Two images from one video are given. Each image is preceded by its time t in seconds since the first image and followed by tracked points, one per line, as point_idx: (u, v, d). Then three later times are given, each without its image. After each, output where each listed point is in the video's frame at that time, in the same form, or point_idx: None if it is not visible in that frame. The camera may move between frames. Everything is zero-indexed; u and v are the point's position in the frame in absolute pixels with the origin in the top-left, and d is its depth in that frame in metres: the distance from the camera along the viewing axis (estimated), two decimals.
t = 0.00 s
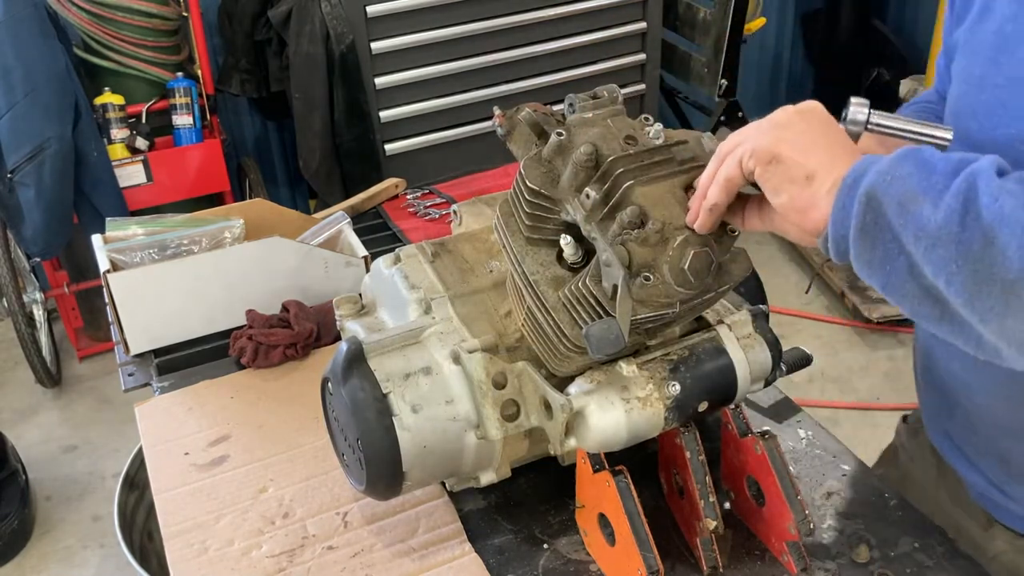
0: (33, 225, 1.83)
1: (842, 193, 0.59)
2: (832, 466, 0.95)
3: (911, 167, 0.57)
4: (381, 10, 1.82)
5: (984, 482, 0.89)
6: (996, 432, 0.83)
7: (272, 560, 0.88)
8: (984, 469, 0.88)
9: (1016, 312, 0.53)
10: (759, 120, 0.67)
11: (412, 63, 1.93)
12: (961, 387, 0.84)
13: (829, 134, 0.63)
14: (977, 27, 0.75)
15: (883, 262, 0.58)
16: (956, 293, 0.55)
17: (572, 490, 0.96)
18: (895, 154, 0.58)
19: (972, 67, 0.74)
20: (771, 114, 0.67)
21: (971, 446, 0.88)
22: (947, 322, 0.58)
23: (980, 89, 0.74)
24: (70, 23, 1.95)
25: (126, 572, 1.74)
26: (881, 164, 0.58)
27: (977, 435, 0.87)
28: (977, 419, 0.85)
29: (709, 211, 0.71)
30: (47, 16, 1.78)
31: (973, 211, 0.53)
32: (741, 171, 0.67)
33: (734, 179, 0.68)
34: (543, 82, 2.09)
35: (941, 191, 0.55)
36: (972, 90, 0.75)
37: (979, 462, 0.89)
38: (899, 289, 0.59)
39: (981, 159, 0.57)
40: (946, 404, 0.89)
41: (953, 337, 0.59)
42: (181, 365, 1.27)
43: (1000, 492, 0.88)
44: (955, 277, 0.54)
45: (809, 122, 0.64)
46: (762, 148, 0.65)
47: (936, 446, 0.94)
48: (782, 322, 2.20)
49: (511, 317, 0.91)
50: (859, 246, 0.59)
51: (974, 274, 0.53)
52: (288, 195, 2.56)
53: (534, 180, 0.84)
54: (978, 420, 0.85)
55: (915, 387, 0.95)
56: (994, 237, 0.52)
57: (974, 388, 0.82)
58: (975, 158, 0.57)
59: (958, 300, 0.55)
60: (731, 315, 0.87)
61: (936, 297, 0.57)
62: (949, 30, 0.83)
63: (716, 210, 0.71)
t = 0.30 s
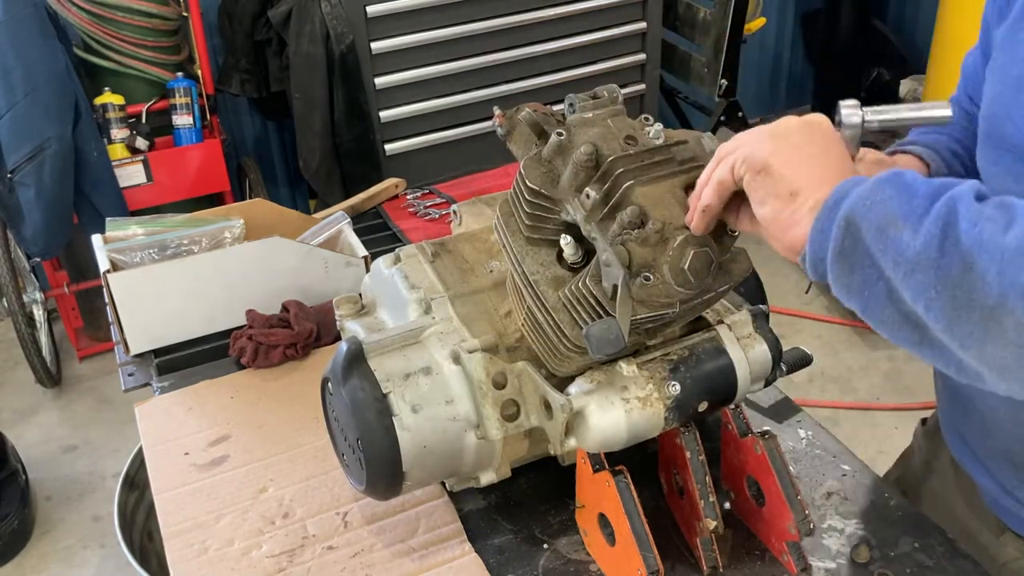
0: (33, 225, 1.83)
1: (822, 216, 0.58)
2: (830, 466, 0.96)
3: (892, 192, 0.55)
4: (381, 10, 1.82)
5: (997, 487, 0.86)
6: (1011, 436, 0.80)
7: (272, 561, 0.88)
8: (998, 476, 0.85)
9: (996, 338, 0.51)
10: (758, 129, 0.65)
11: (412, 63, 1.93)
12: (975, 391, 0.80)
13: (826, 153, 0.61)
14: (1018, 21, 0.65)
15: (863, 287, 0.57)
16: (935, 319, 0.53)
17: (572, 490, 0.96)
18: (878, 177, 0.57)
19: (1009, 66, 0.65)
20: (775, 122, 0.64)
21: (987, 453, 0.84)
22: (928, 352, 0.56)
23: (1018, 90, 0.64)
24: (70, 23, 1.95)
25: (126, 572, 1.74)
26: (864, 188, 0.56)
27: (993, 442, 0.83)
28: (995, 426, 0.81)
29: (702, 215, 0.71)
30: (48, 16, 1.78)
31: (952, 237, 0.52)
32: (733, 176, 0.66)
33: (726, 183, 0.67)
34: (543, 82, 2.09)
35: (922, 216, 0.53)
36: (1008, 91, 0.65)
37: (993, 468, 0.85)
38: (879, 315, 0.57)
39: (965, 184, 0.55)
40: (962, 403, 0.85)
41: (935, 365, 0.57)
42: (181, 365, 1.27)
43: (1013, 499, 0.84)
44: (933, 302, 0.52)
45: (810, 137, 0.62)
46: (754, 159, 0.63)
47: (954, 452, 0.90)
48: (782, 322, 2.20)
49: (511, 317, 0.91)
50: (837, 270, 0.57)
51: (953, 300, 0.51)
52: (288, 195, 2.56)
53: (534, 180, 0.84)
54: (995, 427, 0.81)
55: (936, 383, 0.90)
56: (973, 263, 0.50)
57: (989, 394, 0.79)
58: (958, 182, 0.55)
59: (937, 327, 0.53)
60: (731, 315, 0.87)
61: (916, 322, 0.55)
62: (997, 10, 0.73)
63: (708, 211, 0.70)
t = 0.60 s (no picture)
0: (33, 225, 1.83)
1: (799, 243, 0.53)
2: (831, 466, 0.96)
3: (869, 211, 0.50)
4: (381, 10, 1.82)
5: (999, 488, 0.85)
6: (1011, 436, 0.80)
7: (272, 560, 0.88)
8: (999, 478, 0.85)
9: (994, 366, 0.46)
10: (701, 160, 0.60)
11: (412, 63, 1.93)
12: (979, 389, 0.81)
13: (777, 169, 0.56)
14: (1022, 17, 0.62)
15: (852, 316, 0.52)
16: (925, 346, 0.48)
17: (572, 490, 0.96)
18: (852, 192, 0.51)
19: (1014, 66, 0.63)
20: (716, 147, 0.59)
21: (988, 452, 0.84)
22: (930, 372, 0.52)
23: None
24: (70, 23, 1.95)
25: (126, 572, 1.74)
26: (838, 209, 0.51)
27: (994, 442, 0.83)
28: (996, 425, 0.81)
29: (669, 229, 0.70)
30: (48, 16, 1.78)
31: (936, 259, 0.47)
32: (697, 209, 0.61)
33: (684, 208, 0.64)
34: (543, 82, 2.09)
35: (904, 237, 0.49)
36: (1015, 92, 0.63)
37: (995, 468, 0.85)
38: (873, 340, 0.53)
39: (949, 187, 0.49)
40: (967, 402, 0.85)
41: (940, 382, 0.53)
42: (180, 365, 1.27)
43: (1014, 501, 0.84)
44: (923, 331, 0.48)
45: (753, 159, 0.57)
46: (707, 202, 0.58)
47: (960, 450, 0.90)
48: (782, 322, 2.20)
49: (511, 317, 0.92)
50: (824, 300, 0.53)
51: (945, 326, 0.47)
52: (288, 195, 2.56)
53: (534, 180, 0.84)
54: (997, 427, 0.81)
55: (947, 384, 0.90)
56: (962, 287, 0.46)
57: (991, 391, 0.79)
58: (941, 185, 0.50)
59: (928, 354, 0.48)
60: (731, 315, 0.88)
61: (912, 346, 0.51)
62: None
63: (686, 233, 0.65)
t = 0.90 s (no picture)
0: (33, 225, 1.83)
1: (772, 207, 0.52)
2: (830, 466, 0.96)
3: (843, 174, 0.49)
4: (381, 10, 1.82)
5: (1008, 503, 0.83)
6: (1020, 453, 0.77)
7: (272, 560, 0.88)
8: (1007, 493, 0.82)
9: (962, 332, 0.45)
10: (677, 140, 0.61)
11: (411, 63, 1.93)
12: (984, 405, 0.78)
13: (748, 140, 0.56)
14: (1013, 29, 0.60)
15: (821, 280, 0.51)
16: (896, 312, 0.47)
17: (572, 490, 0.96)
18: (826, 155, 0.50)
19: (1005, 79, 0.61)
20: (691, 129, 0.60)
21: (994, 466, 0.82)
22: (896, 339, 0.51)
23: (1018, 105, 0.60)
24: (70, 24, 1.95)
25: (126, 572, 1.74)
26: (811, 172, 0.50)
27: (1000, 456, 0.80)
28: (1003, 441, 0.79)
29: (661, 223, 0.69)
30: (48, 16, 1.78)
31: (911, 223, 0.46)
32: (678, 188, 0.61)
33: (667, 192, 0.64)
34: (543, 82, 2.09)
35: (878, 201, 0.48)
36: (1007, 106, 0.61)
37: (1002, 483, 0.82)
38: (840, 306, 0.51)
39: (923, 153, 0.49)
40: (970, 417, 0.82)
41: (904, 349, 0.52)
42: (181, 365, 1.27)
43: None
44: (894, 296, 0.47)
45: (726, 134, 0.58)
46: (680, 177, 0.59)
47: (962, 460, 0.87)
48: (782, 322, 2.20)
49: (511, 317, 0.92)
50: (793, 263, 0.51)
51: (916, 292, 0.46)
52: (288, 195, 2.56)
53: (534, 180, 0.84)
54: (1004, 442, 0.79)
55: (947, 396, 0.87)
56: (936, 252, 0.45)
57: (999, 410, 0.76)
58: (916, 150, 0.49)
59: (898, 320, 0.48)
60: (731, 316, 0.88)
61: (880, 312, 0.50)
62: (993, 11, 0.68)
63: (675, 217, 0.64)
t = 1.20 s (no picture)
0: (33, 226, 1.83)
1: (750, 187, 0.52)
2: (829, 466, 0.96)
3: (820, 153, 0.49)
4: (381, 10, 1.82)
5: (1009, 512, 0.82)
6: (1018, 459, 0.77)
7: (272, 560, 0.88)
8: (1007, 500, 0.82)
9: (936, 309, 0.45)
10: (664, 131, 0.62)
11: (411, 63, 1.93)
12: (985, 409, 0.77)
13: (732, 128, 0.57)
14: (1011, 35, 0.60)
15: (795, 259, 0.50)
16: (871, 290, 0.47)
17: (572, 490, 0.96)
18: (805, 135, 0.50)
19: (1001, 86, 0.61)
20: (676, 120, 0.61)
21: (993, 473, 0.82)
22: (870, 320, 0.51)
23: (1013, 111, 0.60)
24: (70, 23, 1.95)
25: (126, 572, 1.74)
26: (789, 151, 0.50)
27: (1000, 464, 0.79)
28: (1003, 446, 0.78)
29: (653, 218, 0.69)
30: (47, 16, 1.78)
31: (886, 200, 0.46)
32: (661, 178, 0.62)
33: (656, 186, 0.65)
34: (543, 82, 2.09)
35: (854, 178, 0.47)
36: (1003, 112, 0.61)
37: (1002, 492, 0.82)
38: (815, 286, 0.51)
39: (901, 133, 0.49)
40: (967, 425, 0.82)
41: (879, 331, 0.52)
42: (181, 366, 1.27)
43: None
44: (869, 273, 0.47)
45: (708, 122, 0.58)
46: (664, 162, 0.60)
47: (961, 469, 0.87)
48: (781, 322, 2.20)
49: (511, 317, 0.92)
50: (770, 243, 0.51)
51: (890, 268, 0.46)
52: (288, 195, 2.56)
53: (534, 180, 0.84)
54: (1002, 449, 0.78)
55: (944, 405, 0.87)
56: (910, 228, 0.45)
57: (998, 415, 0.76)
58: (894, 130, 0.49)
59: (873, 298, 0.47)
60: (731, 316, 0.88)
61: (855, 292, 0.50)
62: (990, 18, 0.68)
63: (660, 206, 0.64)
